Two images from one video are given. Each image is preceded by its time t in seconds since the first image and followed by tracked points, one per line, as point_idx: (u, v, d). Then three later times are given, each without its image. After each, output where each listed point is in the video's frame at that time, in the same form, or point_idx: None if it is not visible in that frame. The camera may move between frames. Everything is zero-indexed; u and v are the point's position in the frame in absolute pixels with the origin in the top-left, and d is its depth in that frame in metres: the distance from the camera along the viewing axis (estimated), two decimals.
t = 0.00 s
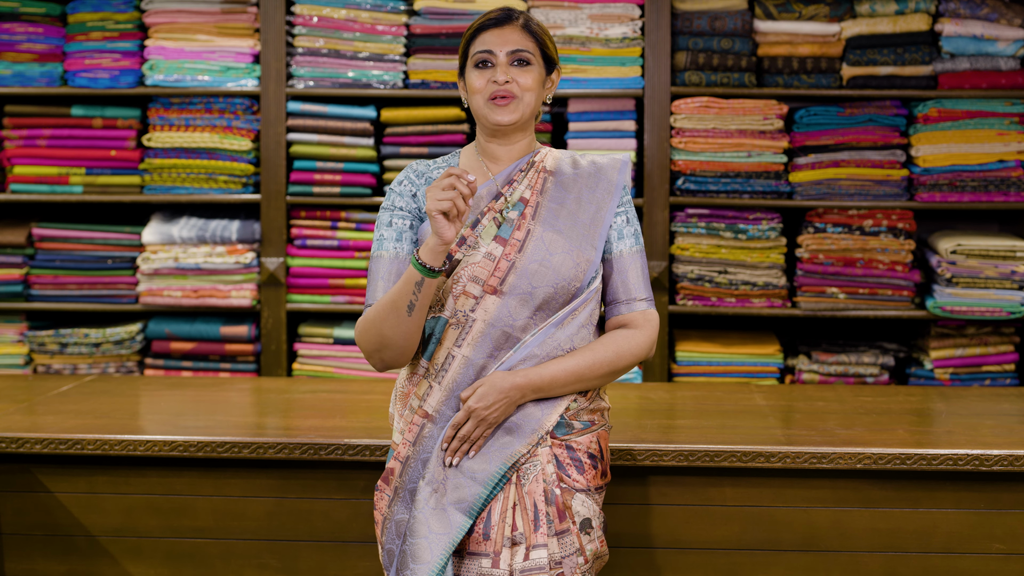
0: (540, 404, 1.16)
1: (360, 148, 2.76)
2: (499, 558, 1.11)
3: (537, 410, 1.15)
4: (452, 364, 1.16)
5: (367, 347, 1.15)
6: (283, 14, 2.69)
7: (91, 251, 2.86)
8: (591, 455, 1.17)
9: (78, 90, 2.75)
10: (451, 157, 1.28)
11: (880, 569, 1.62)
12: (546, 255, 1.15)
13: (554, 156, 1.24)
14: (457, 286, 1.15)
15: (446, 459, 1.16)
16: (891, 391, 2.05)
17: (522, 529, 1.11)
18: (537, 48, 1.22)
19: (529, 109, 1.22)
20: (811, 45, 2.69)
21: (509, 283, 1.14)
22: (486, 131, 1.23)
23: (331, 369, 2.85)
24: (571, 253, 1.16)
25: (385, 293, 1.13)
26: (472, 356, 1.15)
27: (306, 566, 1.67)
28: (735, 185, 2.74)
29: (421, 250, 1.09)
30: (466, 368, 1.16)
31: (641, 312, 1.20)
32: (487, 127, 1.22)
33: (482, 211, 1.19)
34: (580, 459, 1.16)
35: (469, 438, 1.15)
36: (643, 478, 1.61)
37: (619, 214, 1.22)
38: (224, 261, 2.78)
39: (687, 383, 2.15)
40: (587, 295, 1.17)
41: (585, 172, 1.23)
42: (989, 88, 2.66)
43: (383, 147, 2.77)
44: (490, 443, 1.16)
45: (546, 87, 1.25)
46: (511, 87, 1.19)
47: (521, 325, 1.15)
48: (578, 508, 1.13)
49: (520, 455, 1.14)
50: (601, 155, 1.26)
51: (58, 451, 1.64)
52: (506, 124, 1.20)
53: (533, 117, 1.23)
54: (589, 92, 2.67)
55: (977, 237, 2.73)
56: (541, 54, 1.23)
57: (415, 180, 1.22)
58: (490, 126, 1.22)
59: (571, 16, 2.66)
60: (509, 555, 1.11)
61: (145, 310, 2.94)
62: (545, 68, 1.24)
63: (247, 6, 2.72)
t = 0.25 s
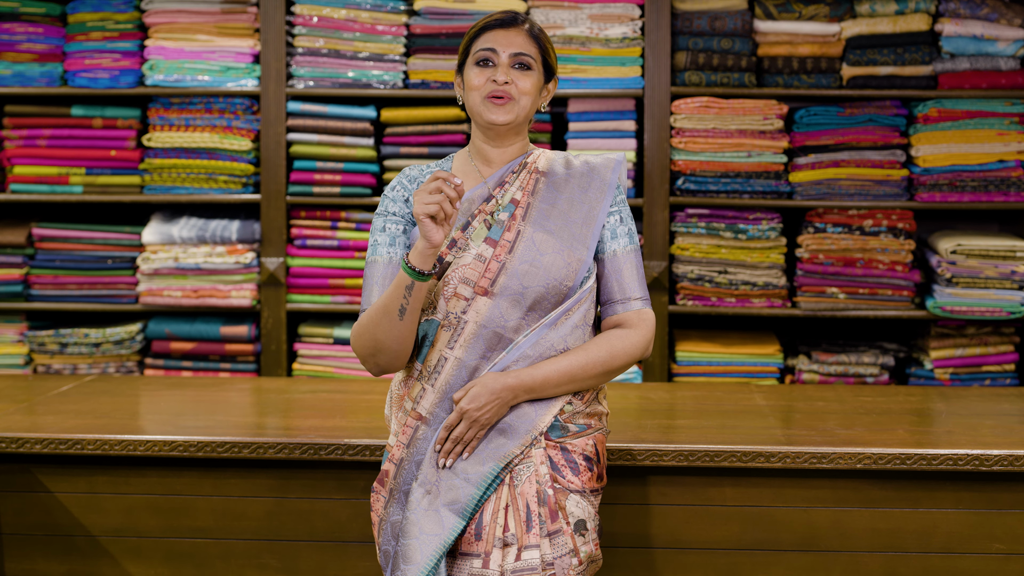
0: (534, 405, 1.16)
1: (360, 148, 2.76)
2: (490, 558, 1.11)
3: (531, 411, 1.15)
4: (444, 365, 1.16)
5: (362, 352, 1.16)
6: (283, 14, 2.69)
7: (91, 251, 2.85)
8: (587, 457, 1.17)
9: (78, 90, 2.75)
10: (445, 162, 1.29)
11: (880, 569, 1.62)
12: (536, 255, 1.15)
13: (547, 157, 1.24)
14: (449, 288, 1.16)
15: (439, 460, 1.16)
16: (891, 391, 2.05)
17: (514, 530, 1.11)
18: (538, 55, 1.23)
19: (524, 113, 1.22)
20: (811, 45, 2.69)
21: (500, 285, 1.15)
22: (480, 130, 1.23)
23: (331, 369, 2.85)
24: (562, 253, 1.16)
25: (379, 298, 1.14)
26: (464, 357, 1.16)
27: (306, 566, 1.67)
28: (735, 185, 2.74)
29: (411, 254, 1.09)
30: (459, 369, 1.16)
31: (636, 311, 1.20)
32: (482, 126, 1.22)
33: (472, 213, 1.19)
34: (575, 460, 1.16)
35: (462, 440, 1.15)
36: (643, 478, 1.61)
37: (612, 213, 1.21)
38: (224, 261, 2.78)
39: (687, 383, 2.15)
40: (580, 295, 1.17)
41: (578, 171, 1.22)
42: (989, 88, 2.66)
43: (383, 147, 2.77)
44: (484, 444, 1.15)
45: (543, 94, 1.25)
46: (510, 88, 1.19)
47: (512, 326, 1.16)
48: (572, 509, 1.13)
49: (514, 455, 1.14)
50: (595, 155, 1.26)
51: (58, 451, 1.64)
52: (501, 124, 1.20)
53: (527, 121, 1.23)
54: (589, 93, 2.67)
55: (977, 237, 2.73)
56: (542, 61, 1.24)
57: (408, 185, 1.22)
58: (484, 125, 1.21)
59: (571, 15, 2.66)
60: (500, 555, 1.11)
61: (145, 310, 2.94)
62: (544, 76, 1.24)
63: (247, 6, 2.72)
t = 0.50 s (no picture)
0: (530, 402, 1.16)
1: (360, 148, 2.76)
2: (483, 557, 1.11)
3: (527, 408, 1.15)
4: (441, 361, 1.16)
5: (357, 341, 1.15)
6: (283, 14, 2.69)
7: (91, 251, 2.86)
8: (584, 458, 1.16)
9: (78, 90, 2.75)
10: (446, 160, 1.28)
11: (880, 569, 1.62)
12: (533, 251, 1.16)
13: (548, 156, 1.24)
14: (446, 282, 1.15)
15: (435, 456, 1.16)
16: (891, 392, 2.05)
17: (508, 529, 1.11)
18: (551, 61, 1.24)
19: (531, 115, 1.22)
20: (811, 45, 2.69)
21: (497, 280, 1.15)
22: (486, 126, 1.22)
23: (331, 369, 2.85)
24: (559, 250, 1.16)
25: (377, 288, 1.13)
26: (461, 353, 1.15)
27: (306, 566, 1.67)
28: (735, 185, 2.74)
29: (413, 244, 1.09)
30: (456, 364, 1.16)
31: (635, 310, 1.19)
32: (487, 122, 1.22)
33: (471, 209, 1.20)
34: (572, 461, 1.15)
35: (458, 435, 1.15)
36: (643, 478, 1.61)
37: (612, 212, 1.21)
38: (224, 261, 2.78)
39: (687, 383, 2.15)
40: (577, 292, 1.17)
41: (579, 171, 1.23)
42: (989, 88, 2.66)
43: (383, 146, 2.77)
44: (480, 441, 1.15)
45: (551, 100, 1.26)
46: (519, 87, 1.20)
47: (510, 323, 1.15)
48: (566, 510, 1.13)
49: (509, 452, 1.14)
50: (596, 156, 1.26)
51: (58, 451, 1.64)
52: (507, 122, 1.20)
53: (533, 123, 1.23)
54: (589, 93, 2.67)
55: (977, 237, 2.73)
56: (554, 67, 1.25)
57: (410, 181, 1.22)
58: (490, 119, 1.21)
59: (571, 16, 2.66)
60: (493, 554, 1.11)
61: (145, 310, 2.94)
62: (554, 82, 1.25)
63: (247, 6, 2.72)
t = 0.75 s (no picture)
0: (538, 401, 1.16)
1: (360, 148, 2.76)
2: (495, 555, 1.12)
3: (535, 409, 1.15)
4: (449, 362, 1.16)
5: (364, 330, 1.12)
6: (283, 14, 2.69)
7: (91, 251, 2.86)
8: (592, 455, 1.16)
9: (78, 90, 2.75)
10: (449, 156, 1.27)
11: (880, 569, 1.62)
12: (540, 253, 1.15)
13: (550, 153, 1.24)
14: (452, 285, 1.15)
15: (443, 457, 1.16)
16: (891, 391, 2.05)
17: (518, 527, 1.12)
18: (553, 59, 1.24)
19: (533, 112, 1.22)
20: (811, 45, 2.69)
21: (505, 282, 1.14)
22: (489, 123, 1.22)
23: (331, 369, 2.85)
24: (566, 251, 1.16)
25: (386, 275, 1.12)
26: (469, 354, 1.15)
27: (306, 566, 1.67)
28: (735, 185, 2.74)
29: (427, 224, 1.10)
30: (464, 366, 1.16)
31: (639, 308, 1.20)
32: (490, 119, 1.22)
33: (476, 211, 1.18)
34: (580, 458, 1.15)
35: (466, 437, 1.15)
36: (643, 478, 1.61)
37: (616, 210, 1.21)
38: (224, 261, 2.78)
39: (687, 383, 2.15)
40: (584, 293, 1.17)
41: (581, 167, 1.23)
42: (989, 88, 2.66)
43: (383, 146, 2.77)
44: (488, 441, 1.16)
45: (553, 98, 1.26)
46: (522, 85, 1.20)
47: (517, 324, 1.15)
48: (576, 508, 1.13)
49: (519, 451, 1.14)
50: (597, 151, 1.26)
51: (58, 451, 1.64)
52: (509, 118, 1.20)
53: (536, 120, 1.23)
54: (589, 92, 2.67)
55: (977, 237, 2.73)
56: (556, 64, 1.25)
57: (414, 175, 1.21)
58: (492, 117, 1.21)
59: (571, 15, 2.66)
60: (504, 552, 1.12)
61: (145, 310, 2.94)
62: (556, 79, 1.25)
63: (247, 6, 2.72)
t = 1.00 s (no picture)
0: (547, 405, 1.16)
1: (360, 148, 2.76)
2: (507, 557, 1.12)
3: (545, 412, 1.15)
4: (458, 367, 1.15)
5: (379, 335, 1.11)
6: (283, 14, 2.69)
7: (91, 251, 2.86)
8: (599, 454, 1.17)
9: (78, 90, 2.75)
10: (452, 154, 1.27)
11: (880, 569, 1.62)
12: (551, 257, 1.15)
13: (555, 153, 1.24)
14: (462, 291, 1.15)
15: (455, 462, 1.16)
16: (891, 391, 2.05)
17: (530, 527, 1.12)
18: (550, 58, 1.21)
19: (536, 118, 1.20)
20: (811, 44, 2.69)
21: (515, 287, 1.14)
22: (492, 134, 1.21)
23: (331, 369, 2.85)
24: (576, 255, 1.16)
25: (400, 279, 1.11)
26: (478, 359, 1.15)
27: (306, 566, 1.67)
28: (735, 185, 2.74)
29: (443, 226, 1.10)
30: (473, 370, 1.15)
31: (645, 309, 1.20)
32: (493, 131, 1.21)
33: (484, 214, 1.18)
34: (588, 458, 1.16)
35: (477, 442, 1.15)
36: (643, 478, 1.61)
37: (621, 211, 1.22)
38: (224, 261, 2.78)
39: (687, 383, 2.15)
40: (592, 296, 1.17)
41: (587, 167, 1.23)
42: (989, 88, 2.66)
43: (383, 146, 2.77)
44: (499, 445, 1.16)
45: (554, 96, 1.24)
46: (522, 95, 1.18)
47: (527, 328, 1.15)
48: (585, 508, 1.14)
49: (530, 455, 1.14)
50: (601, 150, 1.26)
51: (58, 451, 1.64)
52: (512, 131, 1.19)
53: (538, 126, 1.22)
54: (589, 92, 2.67)
55: (977, 237, 2.73)
56: (553, 62, 1.22)
57: (420, 176, 1.20)
58: (495, 130, 1.20)
59: (571, 16, 2.66)
60: (516, 554, 1.12)
61: (146, 310, 2.94)
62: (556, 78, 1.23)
63: (247, 6, 2.72)
